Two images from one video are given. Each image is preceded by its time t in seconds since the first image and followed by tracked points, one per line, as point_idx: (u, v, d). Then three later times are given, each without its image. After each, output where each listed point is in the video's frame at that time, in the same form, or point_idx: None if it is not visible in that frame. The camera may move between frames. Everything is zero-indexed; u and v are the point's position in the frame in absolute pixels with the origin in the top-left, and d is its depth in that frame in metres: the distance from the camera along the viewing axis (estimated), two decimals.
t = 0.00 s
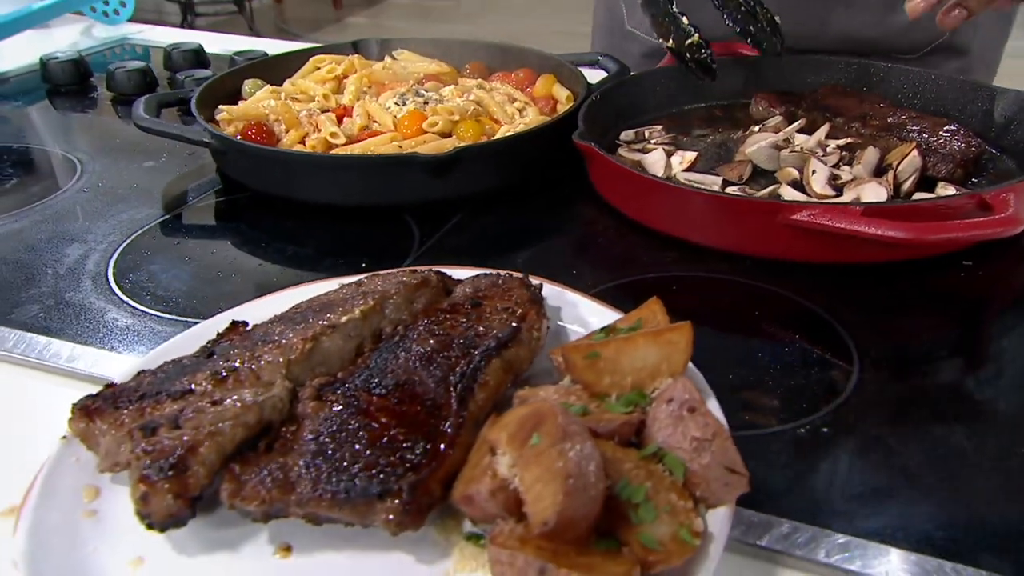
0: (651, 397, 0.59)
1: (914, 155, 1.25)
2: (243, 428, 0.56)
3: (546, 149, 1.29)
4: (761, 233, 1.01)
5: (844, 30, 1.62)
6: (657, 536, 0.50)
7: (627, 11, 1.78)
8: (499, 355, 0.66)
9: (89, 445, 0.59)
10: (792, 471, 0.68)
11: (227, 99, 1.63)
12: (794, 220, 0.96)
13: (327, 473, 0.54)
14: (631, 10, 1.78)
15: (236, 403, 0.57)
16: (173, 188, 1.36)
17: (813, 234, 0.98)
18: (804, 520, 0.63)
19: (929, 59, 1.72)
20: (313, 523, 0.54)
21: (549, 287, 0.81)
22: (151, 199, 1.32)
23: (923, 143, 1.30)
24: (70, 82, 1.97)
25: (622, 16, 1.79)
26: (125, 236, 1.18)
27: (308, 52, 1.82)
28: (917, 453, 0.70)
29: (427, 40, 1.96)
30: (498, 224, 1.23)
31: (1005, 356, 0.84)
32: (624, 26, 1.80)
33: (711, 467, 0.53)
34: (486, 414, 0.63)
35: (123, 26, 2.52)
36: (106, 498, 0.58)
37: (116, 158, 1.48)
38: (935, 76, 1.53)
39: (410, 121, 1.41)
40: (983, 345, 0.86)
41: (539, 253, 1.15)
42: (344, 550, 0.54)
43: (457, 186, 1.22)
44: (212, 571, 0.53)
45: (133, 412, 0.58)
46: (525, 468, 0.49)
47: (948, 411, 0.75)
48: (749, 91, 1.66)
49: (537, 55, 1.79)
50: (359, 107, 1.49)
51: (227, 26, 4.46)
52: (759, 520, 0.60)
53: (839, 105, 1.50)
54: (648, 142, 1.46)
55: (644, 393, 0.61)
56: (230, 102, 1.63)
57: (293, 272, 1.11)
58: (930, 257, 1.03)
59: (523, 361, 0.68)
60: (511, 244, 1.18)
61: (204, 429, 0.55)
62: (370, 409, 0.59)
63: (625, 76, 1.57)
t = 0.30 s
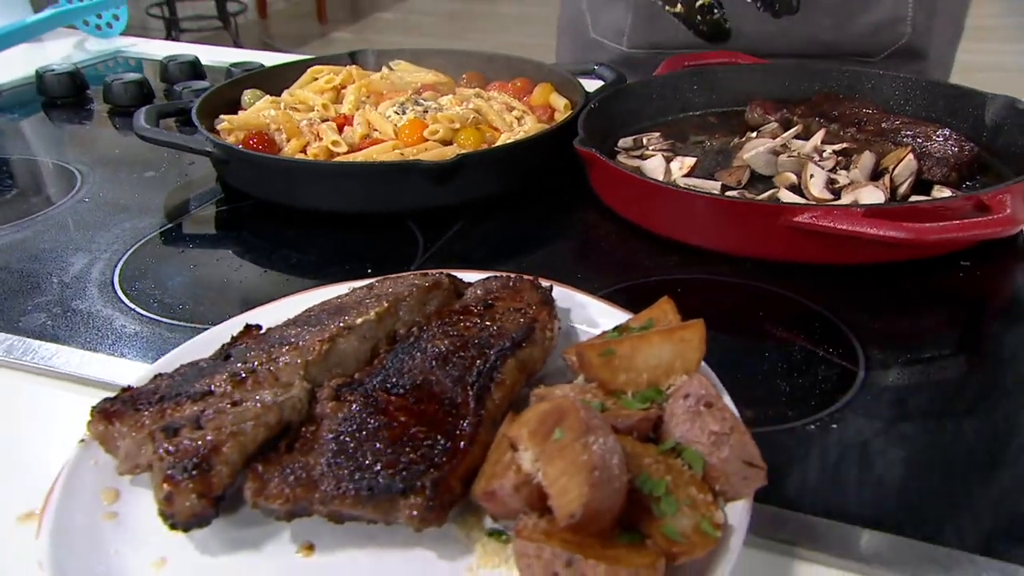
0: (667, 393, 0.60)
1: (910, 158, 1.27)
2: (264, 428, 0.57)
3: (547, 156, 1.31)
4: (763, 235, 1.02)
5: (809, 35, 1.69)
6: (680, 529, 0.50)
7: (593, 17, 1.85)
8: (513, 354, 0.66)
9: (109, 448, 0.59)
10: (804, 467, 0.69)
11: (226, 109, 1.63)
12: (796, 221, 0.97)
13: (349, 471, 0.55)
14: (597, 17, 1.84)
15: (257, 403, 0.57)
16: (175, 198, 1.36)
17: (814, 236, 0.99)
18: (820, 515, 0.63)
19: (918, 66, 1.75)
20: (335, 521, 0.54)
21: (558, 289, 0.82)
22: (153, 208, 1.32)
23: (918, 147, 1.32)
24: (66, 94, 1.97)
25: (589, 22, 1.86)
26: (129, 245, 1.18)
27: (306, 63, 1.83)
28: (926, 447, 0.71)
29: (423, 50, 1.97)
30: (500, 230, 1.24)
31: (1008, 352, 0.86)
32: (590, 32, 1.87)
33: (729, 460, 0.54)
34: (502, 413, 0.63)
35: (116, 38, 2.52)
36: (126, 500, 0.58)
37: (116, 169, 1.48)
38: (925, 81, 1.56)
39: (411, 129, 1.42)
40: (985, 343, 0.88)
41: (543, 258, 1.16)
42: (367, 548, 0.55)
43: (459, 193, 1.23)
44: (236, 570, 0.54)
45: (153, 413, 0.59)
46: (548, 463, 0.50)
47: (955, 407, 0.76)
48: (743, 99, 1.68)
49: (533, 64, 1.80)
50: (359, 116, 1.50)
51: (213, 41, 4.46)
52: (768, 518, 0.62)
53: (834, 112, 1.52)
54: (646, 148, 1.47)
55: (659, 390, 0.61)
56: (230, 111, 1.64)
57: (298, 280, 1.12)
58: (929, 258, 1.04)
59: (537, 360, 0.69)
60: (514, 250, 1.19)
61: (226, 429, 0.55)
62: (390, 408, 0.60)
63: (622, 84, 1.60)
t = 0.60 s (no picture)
0: (680, 382, 0.61)
1: (904, 157, 1.29)
2: (282, 420, 0.57)
3: (546, 158, 1.32)
4: (762, 233, 1.04)
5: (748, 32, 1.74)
6: (698, 512, 0.51)
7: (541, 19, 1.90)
8: (525, 347, 0.67)
9: (125, 443, 0.59)
10: (813, 456, 0.69)
11: (223, 115, 1.64)
12: (796, 218, 0.99)
13: (368, 461, 0.55)
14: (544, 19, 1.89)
15: (275, 396, 0.58)
16: (174, 202, 1.36)
17: (813, 233, 1.01)
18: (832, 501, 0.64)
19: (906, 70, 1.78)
20: (355, 512, 0.55)
21: (565, 285, 0.83)
22: (153, 212, 1.32)
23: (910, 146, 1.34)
24: (58, 102, 1.96)
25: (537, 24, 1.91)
26: (131, 249, 1.18)
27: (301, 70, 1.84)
28: (933, 435, 0.72)
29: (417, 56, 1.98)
30: (500, 231, 1.25)
31: (1007, 343, 0.87)
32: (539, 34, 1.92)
33: (745, 446, 0.55)
34: (516, 404, 0.64)
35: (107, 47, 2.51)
36: (143, 495, 0.58)
37: (114, 175, 1.48)
38: (914, 83, 1.58)
39: (410, 133, 1.43)
40: (985, 334, 0.89)
41: (544, 257, 1.17)
42: (386, 538, 0.55)
43: (459, 195, 1.24)
44: (256, 561, 0.54)
45: (170, 408, 0.59)
46: (568, 449, 0.50)
47: (958, 395, 0.77)
48: (736, 102, 1.70)
49: (527, 69, 1.82)
50: (357, 120, 1.51)
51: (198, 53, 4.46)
52: (785, 501, 0.61)
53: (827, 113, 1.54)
54: (643, 150, 1.48)
55: (673, 379, 0.62)
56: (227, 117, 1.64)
57: (301, 280, 1.12)
58: (926, 254, 1.06)
59: (549, 353, 0.69)
60: (514, 250, 1.19)
61: (245, 422, 0.56)
62: (406, 399, 0.60)
63: (617, 87, 1.62)
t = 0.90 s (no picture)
0: (698, 365, 0.61)
1: (901, 151, 1.30)
2: (304, 406, 0.57)
3: (547, 155, 1.32)
4: (766, 225, 1.05)
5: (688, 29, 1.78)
6: (723, 491, 0.51)
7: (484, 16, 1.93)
8: (542, 334, 0.67)
9: (144, 432, 0.59)
10: (828, 440, 0.70)
11: (222, 117, 1.64)
12: (800, 209, 1.00)
13: (392, 445, 0.55)
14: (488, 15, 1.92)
15: (295, 383, 0.58)
16: (176, 202, 1.36)
17: (817, 225, 1.01)
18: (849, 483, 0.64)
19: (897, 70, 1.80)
20: (379, 496, 0.55)
21: (576, 276, 0.84)
22: (155, 212, 1.31)
23: (908, 141, 1.35)
24: (53, 106, 1.95)
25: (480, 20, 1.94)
26: (134, 248, 1.18)
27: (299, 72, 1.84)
28: (944, 418, 0.73)
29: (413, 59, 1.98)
30: (503, 227, 1.25)
31: (1012, 329, 0.88)
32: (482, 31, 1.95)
33: (766, 426, 0.55)
34: (535, 390, 0.64)
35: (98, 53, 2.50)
36: (163, 484, 0.58)
37: (113, 177, 1.47)
38: (906, 80, 1.60)
39: (411, 132, 1.43)
40: (991, 322, 0.90)
41: (548, 253, 1.17)
42: (410, 522, 0.55)
43: (463, 191, 1.24)
44: (280, 547, 0.53)
45: (190, 396, 0.59)
46: (592, 430, 0.51)
47: (967, 379, 0.78)
48: (732, 101, 1.72)
49: (524, 71, 1.83)
50: (358, 119, 1.51)
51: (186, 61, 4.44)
52: (803, 482, 0.62)
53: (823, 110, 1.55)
54: (643, 148, 1.49)
55: (690, 362, 0.62)
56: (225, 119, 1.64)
57: (305, 276, 1.11)
58: (928, 245, 1.07)
59: (564, 341, 0.70)
60: (518, 246, 1.20)
61: (267, 408, 0.56)
62: (426, 385, 0.60)
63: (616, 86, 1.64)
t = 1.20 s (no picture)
0: (720, 351, 0.62)
1: (903, 145, 1.32)
2: (331, 394, 0.57)
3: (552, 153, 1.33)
4: (774, 219, 1.05)
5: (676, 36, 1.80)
6: (754, 472, 0.51)
7: (471, 28, 1.93)
8: (563, 323, 0.67)
9: (168, 422, 0.58)
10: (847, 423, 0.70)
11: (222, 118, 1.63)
12: (808, 202, 1.01)
13: (421, 432, 0.55)
14: (475, 26, 1.93)
15: (321, 371, 0.58)
16: (179, 203, 1.35)
17: (825, 217, 1.02)
18: (872, 465, 0.64)
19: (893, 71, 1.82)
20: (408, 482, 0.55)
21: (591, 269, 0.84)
22: (159, 213, 1.31)
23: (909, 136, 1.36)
24: (49, 109, 1.93)
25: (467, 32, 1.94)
26: (139, 249, 1.17)
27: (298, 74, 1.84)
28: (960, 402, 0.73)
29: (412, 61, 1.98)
30: (509, 225, 1.25)
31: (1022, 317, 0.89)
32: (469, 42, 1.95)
33: (793, 409, 0.55)
34: (558, 379, 0.64)
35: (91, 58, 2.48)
36: (188, 475, 0.57)
37: (115, 179, 1.47)
38: (904, 79, 1.60)
39: (415, 131, 1.44)
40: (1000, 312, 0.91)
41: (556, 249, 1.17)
42: (440, 509, 0.55)
43: (469, 189, 1.24)
44: (310, 534, 0.53)
45: (215, 385, 0.58)
46: (623, 413, 0.51)
47: (981, 366, 0.79)
48: (731, 101, 1.73)
49: (524, 72, 1.83)
50: (361, 119, 1.51)
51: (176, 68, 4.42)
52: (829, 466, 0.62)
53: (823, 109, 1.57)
54: (645, 147, 1.49)
55: (713, 348, 0.63)
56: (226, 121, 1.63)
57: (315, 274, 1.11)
58: (933, 237, 1.08)
59: (584, 330, 0.70)
60: (525, 243, 1.20)
61: (295, 395, 0.56)
62: (451, 373, 0.60)
63: (616, 86, 1.64)
